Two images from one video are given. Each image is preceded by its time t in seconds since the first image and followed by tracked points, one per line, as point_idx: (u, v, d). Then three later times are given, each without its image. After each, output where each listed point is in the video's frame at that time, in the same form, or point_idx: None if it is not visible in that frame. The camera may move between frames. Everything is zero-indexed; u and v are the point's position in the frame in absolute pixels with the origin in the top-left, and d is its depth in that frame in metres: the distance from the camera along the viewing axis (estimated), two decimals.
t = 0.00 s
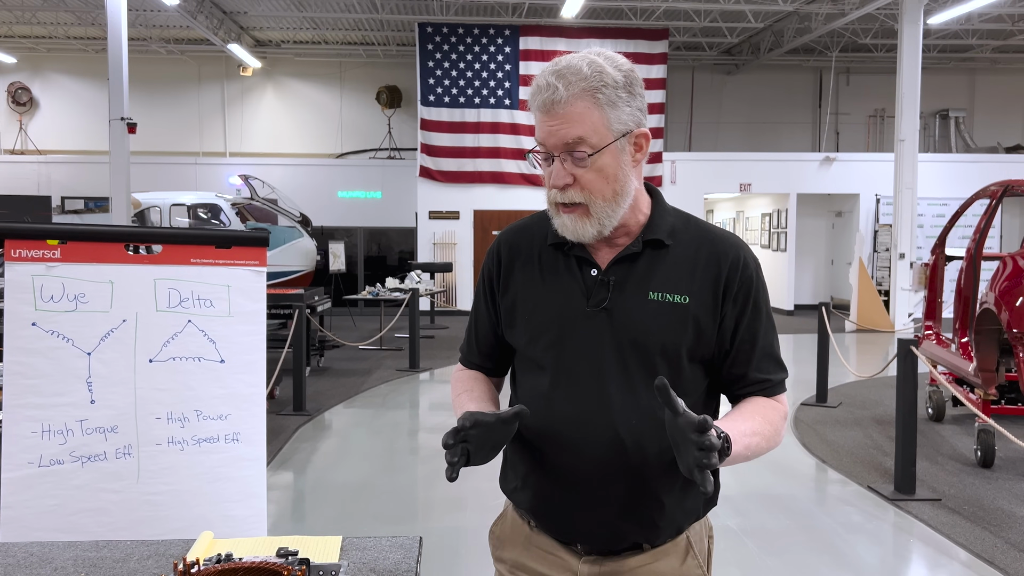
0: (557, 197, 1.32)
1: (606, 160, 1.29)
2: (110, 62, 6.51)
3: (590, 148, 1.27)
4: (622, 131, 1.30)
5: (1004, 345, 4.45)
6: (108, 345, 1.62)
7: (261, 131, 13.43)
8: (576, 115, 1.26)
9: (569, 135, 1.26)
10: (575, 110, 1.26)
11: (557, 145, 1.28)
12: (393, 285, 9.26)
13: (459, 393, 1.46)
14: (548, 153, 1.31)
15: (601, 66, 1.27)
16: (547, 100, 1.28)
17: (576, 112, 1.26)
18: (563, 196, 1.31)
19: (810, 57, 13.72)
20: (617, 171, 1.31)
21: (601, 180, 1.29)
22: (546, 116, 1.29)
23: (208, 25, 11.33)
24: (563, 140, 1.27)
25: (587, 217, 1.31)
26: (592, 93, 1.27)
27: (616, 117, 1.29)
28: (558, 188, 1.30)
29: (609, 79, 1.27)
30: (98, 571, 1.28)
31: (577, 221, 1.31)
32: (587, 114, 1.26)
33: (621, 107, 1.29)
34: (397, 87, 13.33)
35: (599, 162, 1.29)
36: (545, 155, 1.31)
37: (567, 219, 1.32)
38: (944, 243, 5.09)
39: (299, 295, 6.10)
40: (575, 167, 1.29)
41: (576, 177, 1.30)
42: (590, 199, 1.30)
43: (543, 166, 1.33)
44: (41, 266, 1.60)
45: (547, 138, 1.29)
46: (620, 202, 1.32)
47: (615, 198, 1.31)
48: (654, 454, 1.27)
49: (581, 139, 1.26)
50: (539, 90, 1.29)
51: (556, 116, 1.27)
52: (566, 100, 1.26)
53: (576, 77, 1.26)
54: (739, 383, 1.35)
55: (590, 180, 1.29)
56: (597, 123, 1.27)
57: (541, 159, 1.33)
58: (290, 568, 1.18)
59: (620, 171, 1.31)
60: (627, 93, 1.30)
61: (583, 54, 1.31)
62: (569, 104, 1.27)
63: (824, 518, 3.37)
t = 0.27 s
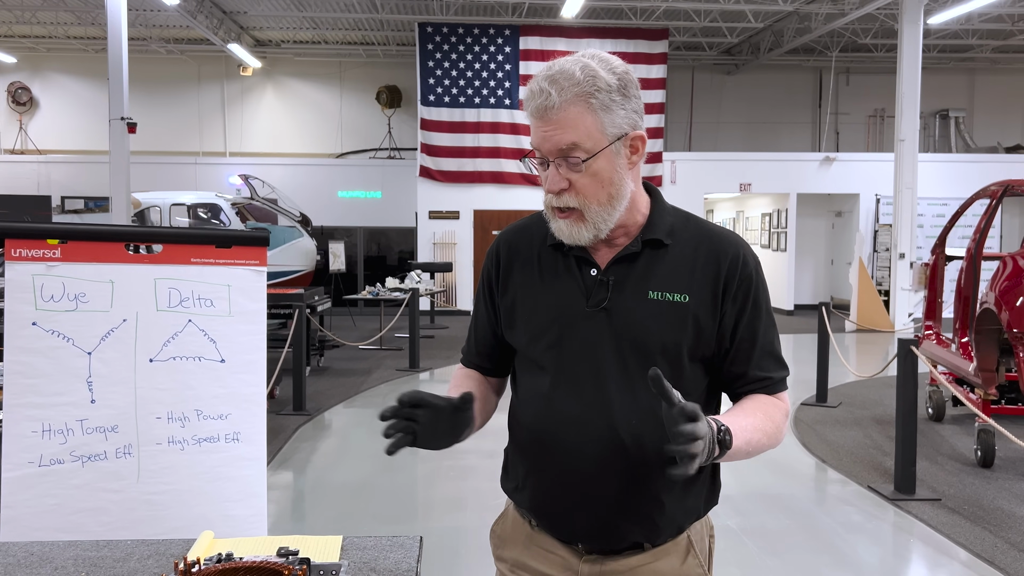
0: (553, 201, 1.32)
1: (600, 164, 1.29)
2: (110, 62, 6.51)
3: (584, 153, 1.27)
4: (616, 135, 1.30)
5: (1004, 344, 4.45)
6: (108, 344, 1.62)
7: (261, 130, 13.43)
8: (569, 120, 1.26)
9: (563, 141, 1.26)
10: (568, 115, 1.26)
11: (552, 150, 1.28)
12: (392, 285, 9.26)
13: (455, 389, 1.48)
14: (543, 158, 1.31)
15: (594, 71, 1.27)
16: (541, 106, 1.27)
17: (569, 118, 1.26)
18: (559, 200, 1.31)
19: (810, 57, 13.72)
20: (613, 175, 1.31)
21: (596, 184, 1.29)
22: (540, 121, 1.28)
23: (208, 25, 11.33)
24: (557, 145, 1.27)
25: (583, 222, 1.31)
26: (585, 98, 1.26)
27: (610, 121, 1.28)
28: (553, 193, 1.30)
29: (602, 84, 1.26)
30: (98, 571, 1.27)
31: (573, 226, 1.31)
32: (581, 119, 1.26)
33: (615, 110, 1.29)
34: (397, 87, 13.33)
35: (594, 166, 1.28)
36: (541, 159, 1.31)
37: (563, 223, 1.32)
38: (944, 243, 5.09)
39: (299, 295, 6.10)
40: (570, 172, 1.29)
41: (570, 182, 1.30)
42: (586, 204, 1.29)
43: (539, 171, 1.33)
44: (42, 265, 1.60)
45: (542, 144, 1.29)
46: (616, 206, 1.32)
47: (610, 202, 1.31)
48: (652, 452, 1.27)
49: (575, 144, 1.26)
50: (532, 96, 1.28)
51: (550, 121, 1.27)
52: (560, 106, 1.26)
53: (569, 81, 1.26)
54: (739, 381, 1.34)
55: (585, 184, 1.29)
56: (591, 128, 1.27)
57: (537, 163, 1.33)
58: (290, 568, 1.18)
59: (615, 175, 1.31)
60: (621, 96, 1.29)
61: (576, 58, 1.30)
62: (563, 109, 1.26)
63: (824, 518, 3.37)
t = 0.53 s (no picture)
0: (550, 206, 1.32)
1: (597, 170, 1.29)
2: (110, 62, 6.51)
3: (581, 159, 1.27)
4: (614, 141, 1.29)
5: (1005, 344, 4.45)
6: (109, 344, 1.62)
7: (261, 130, 13.43)
8: (567, 126, 1.26)
9: (560, 147, 1.26)
10: (566, 121, 1.26)
11: (549, 155, 1.28)
12: (393, 285, 9.26)
13: (441, 394, 1.52)
14: (541, 163, 1.31)
15: (593, 76, 1.26)
16: (538, 110, 1.27)
17: (567, 123, 1.26)
18: (554, 205, 1.32)
19: (811, 57, 13.72)
20: (610, 181, 1.31)
21: (592, 191, 1.29)
22: (538, 125, 1.28)
23: (209, 25, 11.34)
24: (554, 151, 1.27)
25: (579, 226, 1.31)
26: (583, 104, 1.26)
27: (608, 127, 1.28)
28: (550, 198, 1.31)
29: (601, 89, 1.26)
30: (99, 571, 1.28)
31: (570, 230, 1.32)
32: (579, 124, 1.26)
33: (613, 116, 1.28)
34: (397, 87, 13.33)
35: (591, 173, 1.28)
36: (538, 163, 1.32)
37: (560, 227, 1.32)
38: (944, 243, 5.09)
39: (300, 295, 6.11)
40: (567, 178, 1.29)
41: (567, 187, 1.30)
42: (582, 209, 1.30)
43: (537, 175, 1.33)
44: (42, 265, 1.60)
45: (539, 148, 1.29)
46: (612, 212, 1.32)
47: (606, 209, 1.31)
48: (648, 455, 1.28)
49: (572, 151, 1.26)
50: (530, 100, 1.28)
51: (548, 126, 1.27)
52: (557, 110, 1.26)
53: (567, 86, 1.25)
54: (737, 383, 1.34)
55: (582, 190, 1.29)
56: (588, 134, 1.27)
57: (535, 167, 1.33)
58: (291, 567, 1.18)
59: (612, 181, 1.31)
60: (620, 102, 1.29)
61: (576, 62, 1.29)
62: (561, 115, 1.26)
63: (824, 518, 3.37)
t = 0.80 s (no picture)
0: (545, 209, 1.32)
1: (593, 174, 1.28)
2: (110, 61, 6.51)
3: (578, 163, 1.27)
4: (609, 144, 1.29)
5: (1005, 344, 4.45)
6: (110, 344, 1.62)
7: (261, 130, 13.43)
8: (563, 130, 1.25)
9: (556, 151, 1.25)
10: (562, 125, 1.25)
11: (545, 159, 1.27)
12: (393, 285, 9.25)
13: (424, 390, 1.51)
14: (535, 166, 1.30)
15: (587, 79, 1.26)
16: (534, 113, 1.26)
17: (562, 127, 1.25)
18: (550, 209, 1.31)
19: (811, 57, 13.71)
20: (605, 184, 1.30)
21: (588, 194, 1.29)
22: (533, 129, 1.27)
23: (209, 24, 11.35)
24: (550, 154, 1.26)
25: (575, 230, 1.31)
26: (579, 108, 1.25)
27: (604, 130, 1.28)
28: (545, 201, 1.30)
29: (596, 93, 1.26)
30: (99, 570, 1.28)
31: (565, 234, 1.31)
32: (574, 128, 1.25)
33: (608, 119, 1.28)
34: (398, 87, 13.32)
35: (586, 176, 1.28)
36: (533, 167, 1.31)
37: (555, 231, 1.32)
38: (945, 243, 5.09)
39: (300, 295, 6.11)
40: (562, 182, 1.28)
41: (562, 191, 1.29)
42: (578, 212, 1.29)
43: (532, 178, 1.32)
44: (43, 264, 1.60)
45: (535, 152, 1.28)
46: (608, 214, 1.32)
47: (602, 212, 1.31)
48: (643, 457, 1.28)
49: (568, 155, 1.26)
50: (526, 103, 1.27)
51: (543, 130, 1.26)
52: (553, 114, 1.25)
53: (563, 90, 1.24)
54: (731, 384, 1.35)
55: (578, 194, 1.29)
56: (584, 138, 1.26)
57: (530, 170, 1.32)
58: (291, 567, 1.18)
59: (607, 184, 1.31)
60: (614, 104, 1.29)
61: (570, 64, 1.28)
62: (556, 118, 1.25)
63: (825, 518, 3.37)
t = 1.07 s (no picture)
0: (537, 212, 1.31)
1: (584, 176, 1.28)
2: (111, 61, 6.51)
3: (569, 166, 1.27)
4: (600, 147, 1.29)
5: (1006, 344, 4.45)
6: (110, 343, 1.62)
7: (262, 130, 13.44)
8: (553, 133, 1.25)
9: (547, 153, 1.25)
10: (553, 128, 1.24)
11: (536, 161, 1.27)
12: (394, 284, 9.25)
13: (415, 389, 1.52)
14: (525, 168, 1.30)
15: (577, 82, 1.25)
16: (524, 116, 1.25)
17: (553, 130, 1.24)
18: (542, 211, 1.30)
19: (812, 56, 13.70)
20: (597, 186, 1.30)
21: (579, 197, 1.29)
22: (523, 132, 1.27)
23: (209, 24, 11.36)
24: (541, 157, 1.26)
25: (567, 232, 1.31)
26: (570, 110, 1.25)
27: (594, 133, 1.27)
28: (537, 204, 1.30)
29: (587, 95, 1.25)
30: (100, 569, 1.28)
31: (557, 236, 1.31)
32: (565, 131, 1.25)
33: (598, 121, 1.28)
34: (398, 86, 13.33)
35: (577, 178, 1.28)
36: (524, 169, 1.30)
37: (546, 233, 1.31)
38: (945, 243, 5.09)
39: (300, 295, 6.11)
40: (553, 184, 1.28)
41: (553, 193, 1.29)
42: (570, 215, 1.29)
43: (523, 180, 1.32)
44: (43, 264, 1.61)
45: (526, 154, 1.27)
46: (599, 216, 1.32)
47: (593, 213, 1.31)
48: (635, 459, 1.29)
49: (558, 157, 1.25)
50: (516, 105, 1.26)
51: (534, 133, 1.25)
52: (543, 117, 1.24)
53: (553, 92, 1.24)
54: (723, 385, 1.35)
55: (569, 197, 1.28)
56: (575, 141, 1.26)
57: (521, 173, 1.31)
58: (292, 566, 1.18)
59: (599, 186, 1.30)
60: (605, 106, 1.28)
61: (560, 66, 1.28)
62: (547, 120, 1.24)
63: (825, 517, 3.37)
